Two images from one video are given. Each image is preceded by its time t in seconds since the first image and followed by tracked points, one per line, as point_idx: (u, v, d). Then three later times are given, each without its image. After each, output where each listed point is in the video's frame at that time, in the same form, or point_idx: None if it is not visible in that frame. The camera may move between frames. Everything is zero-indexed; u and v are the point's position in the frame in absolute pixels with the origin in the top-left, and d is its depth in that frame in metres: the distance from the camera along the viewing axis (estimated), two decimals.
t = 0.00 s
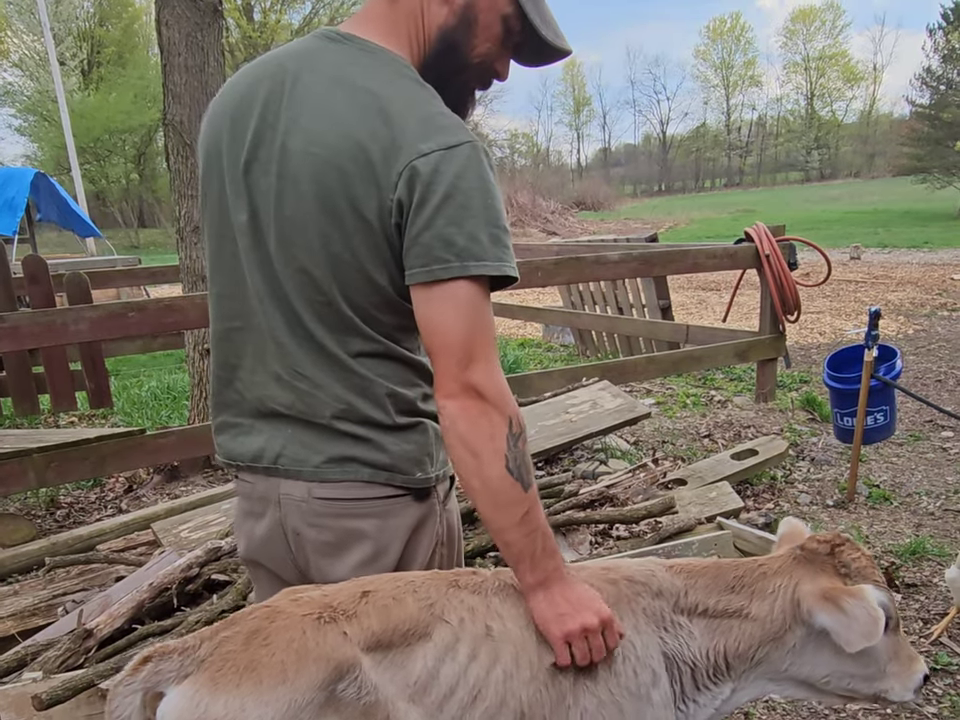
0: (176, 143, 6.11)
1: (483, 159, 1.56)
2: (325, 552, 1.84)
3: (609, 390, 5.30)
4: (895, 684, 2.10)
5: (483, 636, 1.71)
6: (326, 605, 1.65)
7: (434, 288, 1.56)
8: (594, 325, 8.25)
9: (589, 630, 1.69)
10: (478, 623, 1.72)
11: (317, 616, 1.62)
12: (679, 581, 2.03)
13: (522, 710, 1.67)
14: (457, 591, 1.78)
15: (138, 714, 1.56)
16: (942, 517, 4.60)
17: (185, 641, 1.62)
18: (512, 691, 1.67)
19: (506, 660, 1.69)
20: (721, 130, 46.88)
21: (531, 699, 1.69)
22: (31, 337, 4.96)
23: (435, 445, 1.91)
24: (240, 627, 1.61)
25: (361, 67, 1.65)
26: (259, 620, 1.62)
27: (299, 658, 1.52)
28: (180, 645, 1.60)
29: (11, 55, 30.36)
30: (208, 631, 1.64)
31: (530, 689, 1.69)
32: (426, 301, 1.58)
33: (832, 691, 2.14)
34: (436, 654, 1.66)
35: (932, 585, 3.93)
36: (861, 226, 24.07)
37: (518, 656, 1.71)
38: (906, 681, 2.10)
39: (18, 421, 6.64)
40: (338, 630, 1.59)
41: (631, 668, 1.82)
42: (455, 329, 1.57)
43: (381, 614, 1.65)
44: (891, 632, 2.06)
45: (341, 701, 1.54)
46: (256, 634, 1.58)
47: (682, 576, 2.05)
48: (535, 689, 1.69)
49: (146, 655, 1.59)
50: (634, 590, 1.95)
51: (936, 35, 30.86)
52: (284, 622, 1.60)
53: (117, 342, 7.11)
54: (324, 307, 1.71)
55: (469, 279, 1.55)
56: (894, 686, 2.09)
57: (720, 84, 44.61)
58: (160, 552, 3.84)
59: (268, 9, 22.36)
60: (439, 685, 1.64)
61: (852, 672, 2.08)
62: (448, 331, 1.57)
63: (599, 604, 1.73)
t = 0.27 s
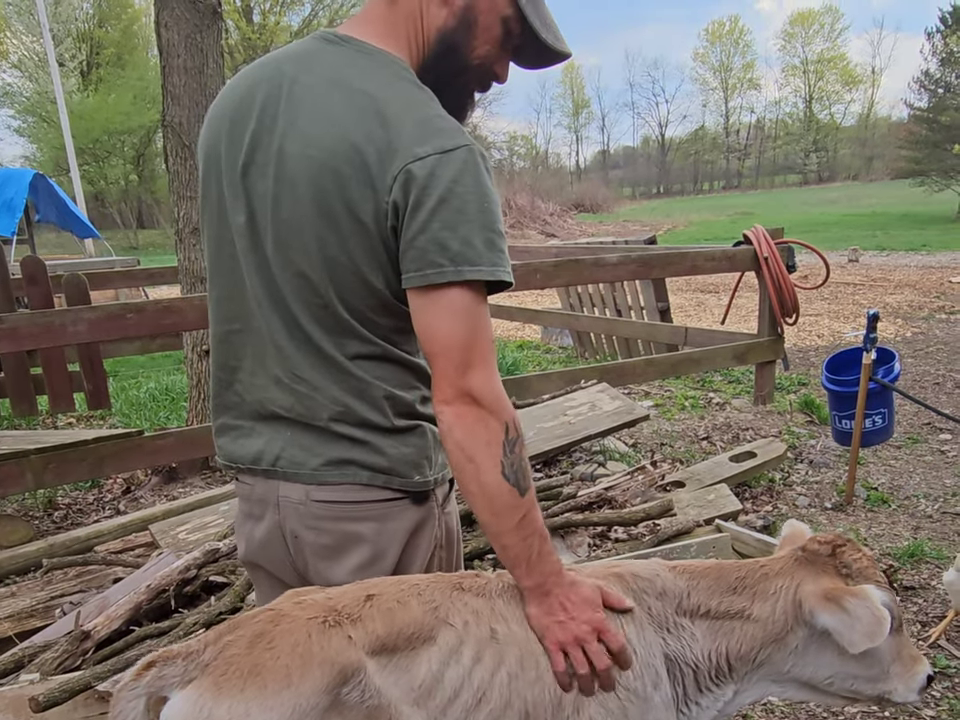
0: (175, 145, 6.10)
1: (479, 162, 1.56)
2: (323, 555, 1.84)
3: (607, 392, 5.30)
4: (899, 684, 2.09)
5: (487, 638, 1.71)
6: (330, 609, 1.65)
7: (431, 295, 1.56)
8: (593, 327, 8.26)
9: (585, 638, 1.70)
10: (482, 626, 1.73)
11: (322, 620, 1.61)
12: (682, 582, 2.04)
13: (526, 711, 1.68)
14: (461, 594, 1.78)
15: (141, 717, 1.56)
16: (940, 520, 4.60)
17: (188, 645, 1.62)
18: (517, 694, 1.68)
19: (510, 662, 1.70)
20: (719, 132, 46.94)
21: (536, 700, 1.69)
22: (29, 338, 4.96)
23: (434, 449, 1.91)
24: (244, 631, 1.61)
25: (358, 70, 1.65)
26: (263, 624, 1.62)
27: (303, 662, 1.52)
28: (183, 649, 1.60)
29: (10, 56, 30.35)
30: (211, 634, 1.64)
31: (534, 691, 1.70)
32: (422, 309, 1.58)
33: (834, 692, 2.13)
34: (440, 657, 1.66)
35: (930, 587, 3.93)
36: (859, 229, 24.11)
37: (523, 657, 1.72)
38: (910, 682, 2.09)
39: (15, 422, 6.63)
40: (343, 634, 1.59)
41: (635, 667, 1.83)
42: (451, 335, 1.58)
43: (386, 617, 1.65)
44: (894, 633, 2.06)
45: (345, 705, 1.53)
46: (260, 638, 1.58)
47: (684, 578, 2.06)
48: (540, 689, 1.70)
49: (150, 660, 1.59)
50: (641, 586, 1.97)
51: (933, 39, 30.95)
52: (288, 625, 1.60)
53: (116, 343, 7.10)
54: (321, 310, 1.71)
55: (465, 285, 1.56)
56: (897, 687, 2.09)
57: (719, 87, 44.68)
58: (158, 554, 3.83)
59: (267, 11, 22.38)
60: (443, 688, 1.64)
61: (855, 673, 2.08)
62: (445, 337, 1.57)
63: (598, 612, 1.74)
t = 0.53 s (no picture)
0: (176, 145, 6.11)
1: (476, 161, 1.56)
2: (321, 557, 1.84)
3: (608, 394, 5.30)
4: (906, 683, 2.10)
5: (490, 640, 1.71)
6: (333, 609, 1.65)
7: (433, 296, 1.56)
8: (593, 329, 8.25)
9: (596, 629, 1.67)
10: (485, 626, 1.72)
11: (325, 621, 1.61)
12: (683, 584, 2.04)
13: (528, 712, 1.68)
14: (464, 595, 1.77)
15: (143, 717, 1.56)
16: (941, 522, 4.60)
17: (192, 644, 1.62)
18: (520, 694, 1.68)
19: (513, 663, 1.70)
20: (720, 133, 46.93)
21: (538, 701, 1.69)
22: (29, 339, 4.96)
23: (432, 451, 1.91)
24: (247, 632, 1.61)
25: (354, 70, 1.65)
26: (266, 625, 1.62)
27: (306, 664, 1.52)
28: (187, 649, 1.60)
29: (12, 56, 30.37)
30: (215, 635, 1.64)
31: (536, 692, 1.69)
32: (424, 310, 1.57)
33: (840, 693, 2.13)
34: (443, 659, 1.66)
35: (931, 590, 3.92)
36: (860, 230, 24.09)
37: (525, 658, 1.71)
38: (918, 681, 2.10)
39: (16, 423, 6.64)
40: (345, 635, 1.59)
41: (637, 668, 1.83)
42: (453, 336, 1.57)
43: (389, 618, 1.65)
44: (898, 632, 2.06)
45: (347, 706, 1.53)
46: (263, 638, 1.58)
47: (685, 581, 2.06)
48: (542, 690, 1.70)
49: (154, 659, 1.59)
50: (642, 589, 1.98)
51: (935, 40, 30.93)
52: (291, 627, 1.59)
53: (116, 343, 7.10)
54: (320, 311, 1.71)
55: (465, 283, 1.55)
56: (905, 686, 2.09)
57: (720, 88, 44.68)
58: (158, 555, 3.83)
59: (268, 11, 22.35)
60: (445, 690, 1.64)
61: (860, 674, 2.08)
62: (445, 338, 1.57)
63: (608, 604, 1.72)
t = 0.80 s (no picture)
0: (177, 145, 6.11)
1: (476, 163, 1.56)
2: (320, 558, 1.84)
3: (609, 394, 5.30)
4: (910, 676, 2.07)
5: (487, 639, 1.71)
6: (328, 606, 1.64)
7: (431, 297, 1.56)
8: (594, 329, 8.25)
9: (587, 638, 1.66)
10: (482, 626, 1.72)
11: (320, 617, 1.61)
12: (682, 583, 2.03)
13: (526, 712, 1.68)
14: (461, 595, 1.77)
15: (139, 715, 1.56)
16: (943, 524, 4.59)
17: (188, 640, 1.62)
18: (518, 694, 1.68)
19: (511, 663, 1.70)
20: (722, 134, 46.91)
21: (536, 700, 1.69)
22: (30, 338, 4.96)
23: (431, 451, 1.90)
24: (242, 628, 1.60)
25: (354, 71, 1.64)
26: (262, 621, 1.61)
27: (300, 660, 1.52)
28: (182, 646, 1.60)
29: (14, 55, 30.40)
30: (211, 631, 1.63)
31: (534, 692, 1.69)
32: (422, 312, 1.57)
33: (844, 687, 2.12)
34: (439, 658, 1.65)
35: (931, 591, 3.91)
36: (862, 231, 24.07)
37: (523, 658, 1.71)
38: (922, 674, 2.07)
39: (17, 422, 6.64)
40: (341, 632, 1.58)
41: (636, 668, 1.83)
42: (451, 337, 1.57)
43: (384, 616, 1.64)
44: (899, 625, 2.04)
45: (342, 703, 1.53)
46: (259, 635, 1.57)
47: (683, 579, 2.05)
48: (539, 690, 1.70)
49: (150, 654, 1.59)
50: (643, 585, 1.99)
51: (937, 41, 30.91)
52: (287, 623, 1.59)
53: (117, 343, 7.11)
54: (319, 312, 1.71)
55: (463, 285, 1.55)
56: (909, 679, 2.06)
57: (722, 89, 44.66)
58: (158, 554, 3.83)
59: (270, 11, 22.36)
60: (442, 688, 1.63)
61: (863, 668, 2.06)
62: (443, 340, 1.56)
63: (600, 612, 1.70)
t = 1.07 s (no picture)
0: (178, 145, 6.12)
1: (473, 164, 1.56)
2: (316, 558, 1.84)
3: (608, 396, 5.30)
4: (911, 675, 2.05)
5: (485, 640, 1.71)
6: (327, 607, 1.65)
7: (426, 296, 1.56)
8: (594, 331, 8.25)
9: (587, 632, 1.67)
10: (480, 627, 1.72)
11: (319, 618, 1.61)
12: (672, 582, 2.03)
13: (522, 712, 1.67)
14: (458, 596, 1.77)
15: (139, 714, 1.57)
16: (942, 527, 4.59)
17: (187, 641, 1.62)
18: (513, 695, 1.67)
19: (507, 664, 1.69)
20: (723, 136, 46.93)
21: (532, 701, 1.68)
22: (31, 338, 4.96)
23: (427, 452, 1.91)
24: (241, 628, 1.60)
25: (351, 72, 1.65)
26: (261, 622, 1.61)
27: (299, 661, 1.52)
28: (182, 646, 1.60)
29: (15, 56, 30.45)
30: (209, 632, 1.63)
31: (530, 692, 1.69)
32: (417, 310, 1.57)
33: (843, 685, 2.10)
34: (437, 658, 1.65)
35: (931, 594, 3.91)
36: (863, 234, 24.08)
37: (519, 659, 1.71)
38: (924, 672, 2.04)
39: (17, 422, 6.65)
40: (339, 633, 1.58)
41: (631, 668, 1.83)
42: (446, 337, 1.57)
43: (383, 617, 1.65)
44: (896, 622, 2.01)
45: (341, 704, 1.53)
46: (258, 635, 1.58)
47: (673, 577, 2.06)
48: (534, 690, 1.69)
49: (149, 656, 1.60)
50: (635, 586, 2.00)
51: (937, 44, 30.96)
52: (285, 623, 1.59)
53: (118, 343, 7.11)
54: (315, 312, 1.71)
55: (460, 285, 1.55)
56: (910, 678, 2.04)
57: (723, 91, 44.68)
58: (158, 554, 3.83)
59: (272, 12, 22.46)
60: (440, 689, 1.63)
61: (859, 665, 2.04)
62: (438, 339, 1.57)
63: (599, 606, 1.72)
